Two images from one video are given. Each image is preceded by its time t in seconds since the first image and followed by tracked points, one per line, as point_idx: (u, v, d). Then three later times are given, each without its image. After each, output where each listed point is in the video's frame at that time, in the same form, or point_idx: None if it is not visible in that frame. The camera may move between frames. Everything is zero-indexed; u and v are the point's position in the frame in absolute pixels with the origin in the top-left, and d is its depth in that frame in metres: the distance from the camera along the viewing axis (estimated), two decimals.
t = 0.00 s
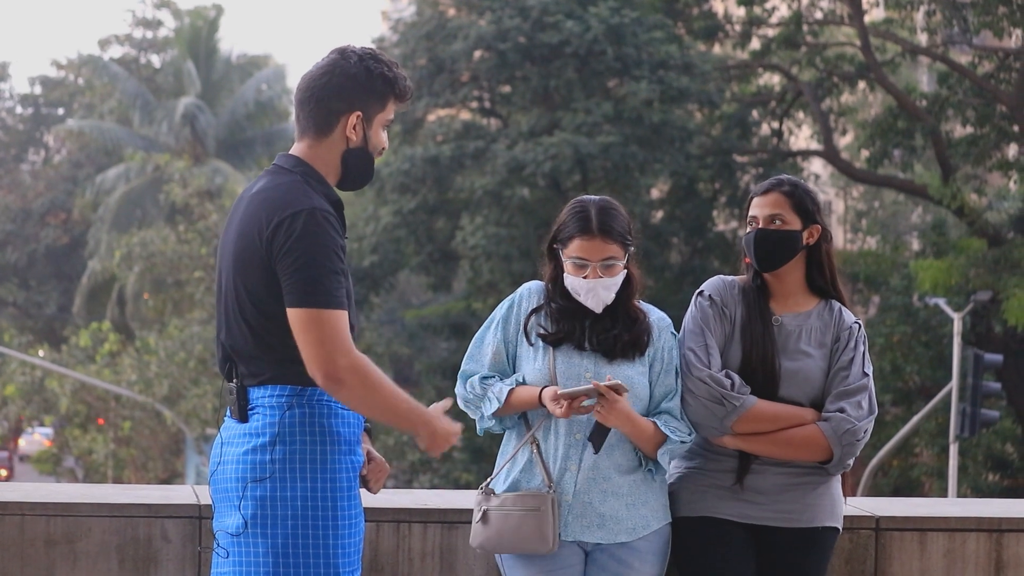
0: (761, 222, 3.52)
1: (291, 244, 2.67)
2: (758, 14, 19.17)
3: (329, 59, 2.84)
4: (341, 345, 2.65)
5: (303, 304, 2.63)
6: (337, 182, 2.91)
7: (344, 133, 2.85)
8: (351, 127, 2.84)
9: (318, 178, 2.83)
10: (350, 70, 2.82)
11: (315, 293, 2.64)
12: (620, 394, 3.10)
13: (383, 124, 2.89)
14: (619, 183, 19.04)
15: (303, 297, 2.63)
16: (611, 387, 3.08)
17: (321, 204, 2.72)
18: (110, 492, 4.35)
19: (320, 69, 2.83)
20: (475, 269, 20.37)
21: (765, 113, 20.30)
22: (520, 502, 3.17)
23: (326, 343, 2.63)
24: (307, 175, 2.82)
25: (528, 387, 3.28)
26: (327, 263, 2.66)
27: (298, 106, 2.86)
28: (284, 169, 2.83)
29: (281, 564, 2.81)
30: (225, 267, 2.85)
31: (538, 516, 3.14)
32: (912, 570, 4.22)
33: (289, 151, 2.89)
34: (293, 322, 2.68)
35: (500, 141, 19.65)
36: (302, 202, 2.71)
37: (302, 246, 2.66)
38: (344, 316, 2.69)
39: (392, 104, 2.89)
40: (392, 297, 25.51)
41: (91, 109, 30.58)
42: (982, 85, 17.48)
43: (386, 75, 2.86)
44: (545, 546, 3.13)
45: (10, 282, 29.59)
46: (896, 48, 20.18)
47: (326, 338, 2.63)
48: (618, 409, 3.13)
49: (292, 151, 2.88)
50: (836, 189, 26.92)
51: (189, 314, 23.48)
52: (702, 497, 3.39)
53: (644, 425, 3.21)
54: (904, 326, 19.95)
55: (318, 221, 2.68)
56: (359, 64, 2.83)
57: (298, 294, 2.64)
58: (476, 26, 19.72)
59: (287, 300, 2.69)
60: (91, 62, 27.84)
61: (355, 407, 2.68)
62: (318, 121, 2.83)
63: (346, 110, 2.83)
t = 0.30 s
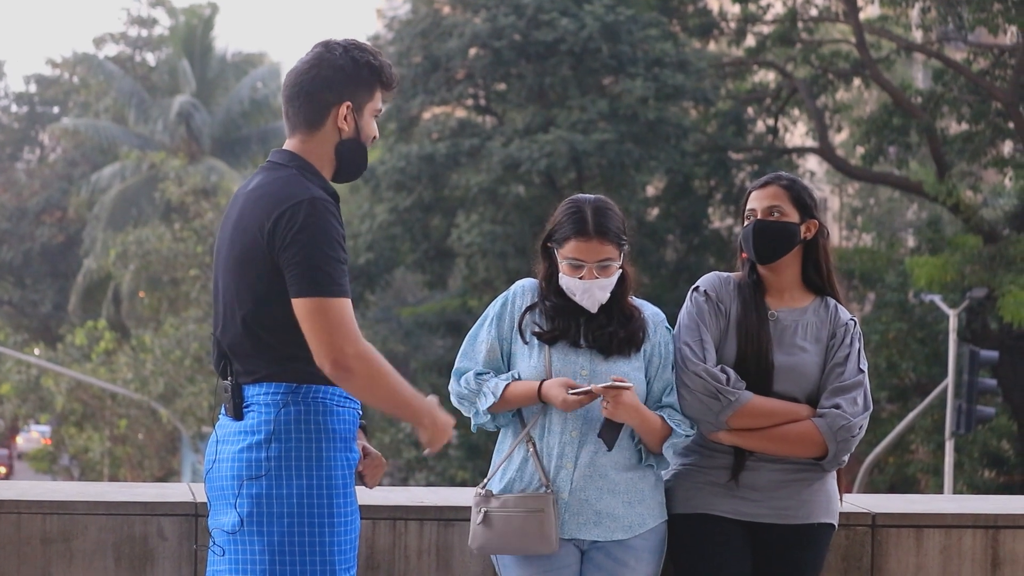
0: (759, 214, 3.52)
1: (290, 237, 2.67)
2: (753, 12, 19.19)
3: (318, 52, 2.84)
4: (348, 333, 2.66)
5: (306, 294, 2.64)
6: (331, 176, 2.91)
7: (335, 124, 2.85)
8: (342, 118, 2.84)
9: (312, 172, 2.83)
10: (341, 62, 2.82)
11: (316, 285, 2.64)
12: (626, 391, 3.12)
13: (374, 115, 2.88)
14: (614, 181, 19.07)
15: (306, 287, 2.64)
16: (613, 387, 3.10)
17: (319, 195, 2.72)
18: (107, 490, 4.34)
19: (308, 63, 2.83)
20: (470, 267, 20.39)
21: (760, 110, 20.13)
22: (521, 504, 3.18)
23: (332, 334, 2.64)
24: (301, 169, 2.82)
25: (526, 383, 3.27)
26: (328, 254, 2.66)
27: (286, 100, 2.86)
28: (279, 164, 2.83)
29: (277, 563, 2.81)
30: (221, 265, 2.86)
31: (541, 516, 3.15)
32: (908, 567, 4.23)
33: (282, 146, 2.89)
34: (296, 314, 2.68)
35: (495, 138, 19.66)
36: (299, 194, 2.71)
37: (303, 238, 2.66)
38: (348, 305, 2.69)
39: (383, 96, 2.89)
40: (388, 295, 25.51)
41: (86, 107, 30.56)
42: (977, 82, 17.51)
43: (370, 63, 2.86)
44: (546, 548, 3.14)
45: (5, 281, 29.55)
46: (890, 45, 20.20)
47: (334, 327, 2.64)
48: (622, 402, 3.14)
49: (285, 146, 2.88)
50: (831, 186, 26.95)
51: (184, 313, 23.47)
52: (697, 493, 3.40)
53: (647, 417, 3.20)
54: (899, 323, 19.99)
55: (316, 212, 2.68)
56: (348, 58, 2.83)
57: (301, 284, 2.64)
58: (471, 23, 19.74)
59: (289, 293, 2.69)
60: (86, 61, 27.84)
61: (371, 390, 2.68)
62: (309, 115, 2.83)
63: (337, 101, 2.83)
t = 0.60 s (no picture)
0: (756, 212, 3.52)
1: (288, 239, 2.67)
2: (750, 9, 19.20)
3: (318, 52, 2.84)
4: (336, 340, 2.67)
5: (301, 297, 2.64)
6: (333, 175, 2.91)
7: (339, 124, 2.85)
8: (346, 118, 2.84)
9: (315, 172, 2.83)
10: (343, 62, 2.82)
11: (313, 288, 2.65)
12: (614, 373, 3.14)
13: (376, 115, 2.89)
14: (611, 178, 19.10)
15: (302, 291, 2.64)
16: (602, 366, 3.13)
17: (319, 197, 2.72)
18: (104, 488, 4.34)
19: (310, 63, 2.83)
20: (467, 265, 20.40)
21: (756, 108, 20.15)
22: (521, 503, 3.18)
23: (322, 340, 2.65)
24: (304, 169, 2.82)
25: (520, 375, 3.26)
26: (324, 257, 2.67)
27: (289, 99, 2.85)
28: (281, 164, 2.83)
29: (272, 561, 2.81)
30: (219, 263, 2.86)
31: (539, 514, 3.16)
32: (905, 565, 4.23)
33: (284, 145, 2.89)
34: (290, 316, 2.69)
35: (492, 136, 19.68)
36: (298, 196, 2.71)
37: (298, 240, 2.66)
38: (338, 310, 2.70)
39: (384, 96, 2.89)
40: (385, 292, 25.49)
41: (83, 105, 30.52)
42: (974, 79, 17.53)
43: (375, 63, 2.86)
44: (546, 547, 3.14)
45: (2, 279, 29.49)
46: (887, 42, 20.22)
47: (319, 335, 2.65)
48: (613, 388, 3.14)
49: (287, 146, 2.88)
50: (828, 184, 26.99)
51: (182, 310, 23.45)
52: (694, 490, 3.40)
53: (644, 408, 3.21)
54: (896, 320, 20.01)
55: (315, 215, 2.68)
56: (351, 58, 2.83)
57: (296, 288, 2.65)
58: (469, 21, 19.74)
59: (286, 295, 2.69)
60: (83, 58, 27.81)
61: (341, 406, 2.69)
62: (313, 115, 2.83)
63: (340, 102, 2.83)
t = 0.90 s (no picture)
0: (757, 212, 3.52)
1: (287, 238, 2.67)
2: (749, 8, 19.21)
3: (314, 51, 2.84)
4: (350, 332, 2.67)
5: (306, 298, 2.64)
6: (328, 174, 2.91)
7: (334, 124, 2.85)
8: (340, 118, 2.84)
9: (309, 171, 2.83)
10: (337, 62, 2.82)
11: (317, 287, 2.65)
12: (605, 367, 3.13)
13: (373, 115, 2.89)
14: (611, 178, 19.12)
15: (306, 291, 2.64)
16: (592, 361, 3.12)
17: (313, 196, 2.72)
18: (103, 487, 4.34)
19: (306, 62, 2.82)
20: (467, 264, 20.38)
21: (756, 107, 20.14)
22: (516, 502, 3.17)
23: (332, 337, 2.65)
24: (297, 169, 2.82)
25: (515, 375, 3.27)
26: (325, 254, 2.67)
27: (284, 99, 2.85)
28: (275, 163, 2.83)
29: (273, 561, 2.81)
30: (216, 264, 2.85)
31: (535, 514, 3.15)
32: (904, 565, 4.23)
33: (278, 145, 2.88)
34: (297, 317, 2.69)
35: (492, 135, 19.69)
36: (294, 195, 2.70)
37: (297, 239, 2.66)
38: (349, 304, 2.70)
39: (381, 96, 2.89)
40: (385, 292, 25.48)
41: (83, 105, 30.56)
42: (973, 78, 17.54)
43: (371, 64, 2.86)
44: (542, 546, 3.14)
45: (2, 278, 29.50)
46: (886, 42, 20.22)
47: (331, 331, 2.65)
48: (604, 383, 3.12)
49: (282, 146, 2.88)
50: (827, 183, 26.99)
51: (181, 309, 23.43)
52: (694, 490, 3.40)
53: (640, 404, 3.21)
54: (896, 320, 20.00)
55: (312, 212, 2.68)
56: (348, 57, 2.83)
57: (299, 288, 2.65)
58: (468, 20, 19.75)
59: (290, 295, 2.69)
60: (83, 58, 27.84)
61: (373, 388, 2.70)
62: (309, 115, 2.83)
63: (335, 103, 2.82)
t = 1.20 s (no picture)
0: (755, 209, 3.53)
1: (292, 231, 2.68)
2: (750, 5, 19.20)
3: (313, 48, 2.84)
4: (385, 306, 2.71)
5: (331, 288, 2.66)
6: (326, 171, 2.91)
7: (331, 121, 2.85)
8: (337, 116, 2.84)
9: (307, 167, 2.83)
10: (334, 59, 2.82)
11: (323, 274, 2.66)
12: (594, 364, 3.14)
13: (371, 111, 2.89)
14: (611, 174, 19.13)
15: (324, 281, 2.66)
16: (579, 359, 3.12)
17: (313, 190, 2.73)
18: (104, 484, 4.34)
19: (305, 59, 2.83)
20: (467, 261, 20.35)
21: (756, 105, 19.97)
22: (508, 501, 3.17)
23: (373, 310, 2.69)
24: (295, 164, 2.82)
25: (505, 374, 3.27)
26: (334, 241, 2.68)
27: (283, 96, 2.86)
28: (273, 159, 2.84)
29: (273, 558, 2.82)
30: (216, 260, 2.86)
31: (527, 513, 3.15)
32: (905, 561, 4.24)
33: (277, 142, 2.89)
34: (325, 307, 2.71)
35: (492, 132, 19.69)
36: (296, 187, 2.71)
37: (302, 232, 2.67)
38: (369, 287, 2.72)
39: (380, 91, 2.89)
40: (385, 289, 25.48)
41: (83, 101, 30.59)
42: (973, 75, 17.53)
43: (370, 62, 2.85)
44: (535, 545, 3.13)
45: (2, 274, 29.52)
46: (887, 39, 20.22)
47: (368, 308, 2.69)
48: (590, 381, 3.16)
49: (280, 142, 2.88)
50: (828, 180, 27.00)
51: (182, 306, 23.43)
52: (692, 487, 3.40)
53: (630, 401, 3.22)
54: (896, 317, 19.99)
55: (313, 204, 2.69)
56: (346, 52, 2.83)
57: (316, 280, 2.66)
58: (468, 17, 19.75)
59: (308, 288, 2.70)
60: (83, 54, 27.85)
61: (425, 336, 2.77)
62: (306, 111, 2.83)
63: (332, 100, 2.83)
